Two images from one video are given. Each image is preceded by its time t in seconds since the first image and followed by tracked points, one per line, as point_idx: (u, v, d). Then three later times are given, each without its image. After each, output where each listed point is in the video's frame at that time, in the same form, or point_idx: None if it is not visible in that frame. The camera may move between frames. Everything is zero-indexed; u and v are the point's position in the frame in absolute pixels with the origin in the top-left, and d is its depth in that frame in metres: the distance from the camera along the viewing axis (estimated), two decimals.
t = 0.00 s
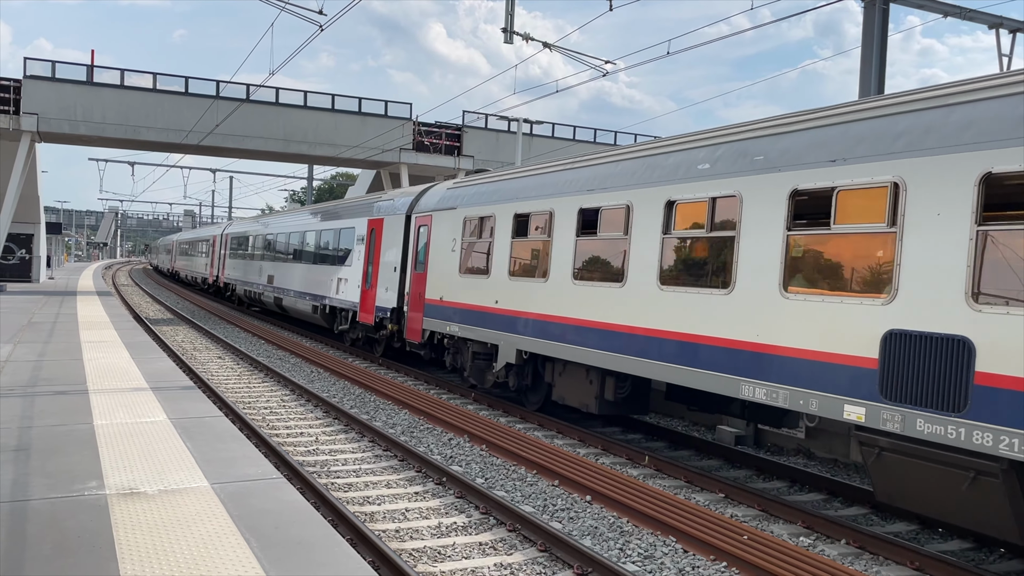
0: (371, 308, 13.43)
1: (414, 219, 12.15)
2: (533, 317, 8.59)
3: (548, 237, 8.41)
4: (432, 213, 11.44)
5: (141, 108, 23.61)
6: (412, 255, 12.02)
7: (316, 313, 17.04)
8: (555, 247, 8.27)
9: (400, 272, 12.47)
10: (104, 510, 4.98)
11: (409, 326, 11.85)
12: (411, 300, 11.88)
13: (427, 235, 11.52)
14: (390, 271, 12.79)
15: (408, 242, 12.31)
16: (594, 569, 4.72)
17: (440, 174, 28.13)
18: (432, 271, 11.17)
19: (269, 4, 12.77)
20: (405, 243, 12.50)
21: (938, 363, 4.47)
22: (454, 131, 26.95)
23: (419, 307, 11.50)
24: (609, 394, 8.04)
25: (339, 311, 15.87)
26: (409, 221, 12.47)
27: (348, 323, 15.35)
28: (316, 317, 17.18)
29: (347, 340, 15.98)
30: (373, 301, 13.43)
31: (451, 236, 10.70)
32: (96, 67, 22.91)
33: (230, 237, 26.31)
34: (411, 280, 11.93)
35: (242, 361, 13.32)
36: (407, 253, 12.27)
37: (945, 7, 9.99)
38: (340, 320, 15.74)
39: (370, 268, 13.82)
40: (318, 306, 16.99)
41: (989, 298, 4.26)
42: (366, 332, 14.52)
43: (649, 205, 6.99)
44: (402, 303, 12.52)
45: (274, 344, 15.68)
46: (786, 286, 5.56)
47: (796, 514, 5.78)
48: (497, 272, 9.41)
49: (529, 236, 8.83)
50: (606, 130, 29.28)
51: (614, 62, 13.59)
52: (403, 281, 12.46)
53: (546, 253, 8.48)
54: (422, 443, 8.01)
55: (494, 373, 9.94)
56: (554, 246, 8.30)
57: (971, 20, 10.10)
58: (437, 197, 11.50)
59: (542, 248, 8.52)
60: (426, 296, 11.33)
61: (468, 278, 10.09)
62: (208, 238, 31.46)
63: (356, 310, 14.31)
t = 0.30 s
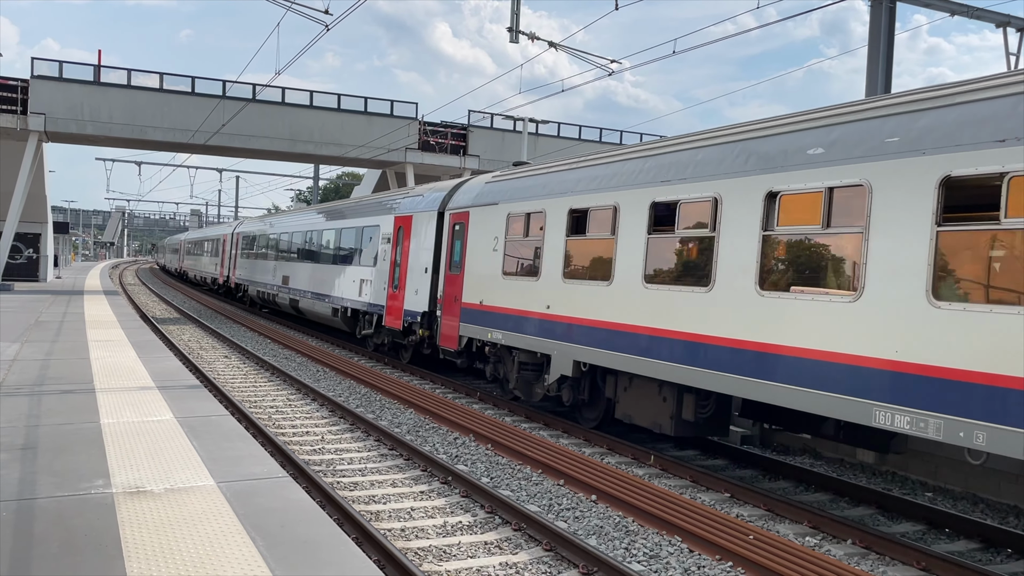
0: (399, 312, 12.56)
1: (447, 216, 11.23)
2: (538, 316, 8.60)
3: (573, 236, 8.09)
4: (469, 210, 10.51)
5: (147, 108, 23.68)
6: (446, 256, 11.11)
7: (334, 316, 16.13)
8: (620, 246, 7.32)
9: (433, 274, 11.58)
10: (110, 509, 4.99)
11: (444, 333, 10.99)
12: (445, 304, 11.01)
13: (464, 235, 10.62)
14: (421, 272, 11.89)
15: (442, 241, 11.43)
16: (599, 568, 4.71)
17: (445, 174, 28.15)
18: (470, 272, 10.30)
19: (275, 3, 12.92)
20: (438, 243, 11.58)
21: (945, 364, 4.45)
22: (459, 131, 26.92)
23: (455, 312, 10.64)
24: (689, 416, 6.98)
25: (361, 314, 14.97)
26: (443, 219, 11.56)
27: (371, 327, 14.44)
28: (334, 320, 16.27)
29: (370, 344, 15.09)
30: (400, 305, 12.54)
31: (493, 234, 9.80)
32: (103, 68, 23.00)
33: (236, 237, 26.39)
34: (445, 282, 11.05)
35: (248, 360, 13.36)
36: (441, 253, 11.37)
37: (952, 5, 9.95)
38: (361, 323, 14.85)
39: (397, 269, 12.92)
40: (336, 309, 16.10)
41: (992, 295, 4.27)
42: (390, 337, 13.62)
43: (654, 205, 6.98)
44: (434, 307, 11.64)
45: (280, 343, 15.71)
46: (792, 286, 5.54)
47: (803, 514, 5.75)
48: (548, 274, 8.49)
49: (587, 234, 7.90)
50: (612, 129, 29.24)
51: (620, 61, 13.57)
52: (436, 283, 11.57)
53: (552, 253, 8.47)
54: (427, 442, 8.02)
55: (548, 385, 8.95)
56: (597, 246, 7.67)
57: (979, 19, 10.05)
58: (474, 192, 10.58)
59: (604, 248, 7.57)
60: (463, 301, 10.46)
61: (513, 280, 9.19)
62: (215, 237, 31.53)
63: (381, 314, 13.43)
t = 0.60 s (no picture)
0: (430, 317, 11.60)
1: (487, 213, 10.23)
2: (543, 316, 8.60)
3: (578, 235, 8.08)
4: (512, 206, 9.52)
5: (153, 107, 23.74)
6: (486, 257, 10.13)
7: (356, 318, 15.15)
8: (703, 244, 6.35)
9: (470, 275, 10.58)
10: (116, 508, 5.01)
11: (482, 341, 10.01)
12: (484, 309, 10.05)
13: (507, 234, 9.64)
14: (455, 274, 10.92)
15: (480, 239, 10.41)
16: (604, 568, 4.70)
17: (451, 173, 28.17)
18: (513, 274, 9.35)
19: (281, 4, 12.38)
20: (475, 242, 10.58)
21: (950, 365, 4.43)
22: (464, 130, 26.95)
23: (497, 318, 9.66)
24: (796, 443, 5.94)
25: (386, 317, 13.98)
26: (481, 215, 10.53)
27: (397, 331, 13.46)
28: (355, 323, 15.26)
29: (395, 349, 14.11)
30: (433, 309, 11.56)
31: (541, 231, 8.82)
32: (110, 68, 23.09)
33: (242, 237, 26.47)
34: (484, 285, 10.08)
35: (254, 360, 13.39)
36: (479, 253, 10.38)
37: (959, 3, 9.90)
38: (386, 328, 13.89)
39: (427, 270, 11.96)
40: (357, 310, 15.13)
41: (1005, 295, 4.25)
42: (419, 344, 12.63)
43: (657, 204, 6.97)
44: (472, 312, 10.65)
45: (286, 343, 15.75)
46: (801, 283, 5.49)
47: (808, 514, 5.73)
48: (610, 275, 7.52)
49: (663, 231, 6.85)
50: (617, 129, 29.21)
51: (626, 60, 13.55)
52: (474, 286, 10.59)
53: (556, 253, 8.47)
54: (432, 441, 8.03)
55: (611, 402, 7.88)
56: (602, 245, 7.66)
57: (987, 17, 10.00)
58: (517, 186, 9.59)
59: (682, 248, 6.59)
60: (506, 307, 9.50)
61: (567, 282, 8.24)
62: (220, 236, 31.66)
63: (410, 318, 12.47)
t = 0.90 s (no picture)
0: (467, 323, 10.63)
1: (534, 209, 9.23)
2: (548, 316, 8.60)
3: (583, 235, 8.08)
4: (565, 201, 8.52)
5: (160, 108, 23.80)
6: (532, 258, 9.12)
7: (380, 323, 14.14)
8: (685, 246, 6.58)
9: (514, 278, 9.60)
10: (122, 507, 5.01)
11: (530, 352, 8.99)
12: (531, 315, 9.03)
13: (558, 231, 8.62)
14: (496, 276, 9.96)
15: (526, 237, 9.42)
16: (610, 569, 4.69)
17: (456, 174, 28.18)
18: (566, 276, 8.34)
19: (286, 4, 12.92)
20: (521, 242, 9.58)
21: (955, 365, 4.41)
22: (470, 130, 26.95)
23: (548, 326, 8.63)
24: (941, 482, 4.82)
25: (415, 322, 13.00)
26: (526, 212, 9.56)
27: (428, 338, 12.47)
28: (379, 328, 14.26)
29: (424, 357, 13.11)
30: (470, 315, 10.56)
31: (602, 228, 7.79)
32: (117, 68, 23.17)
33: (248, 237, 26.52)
34: (531, 289, 9.06)
35: (259, 360, 13.41)
36: (525, 253, 9.38)
37: (967, 3, 9.85)
38: (415, 334, 12.90)
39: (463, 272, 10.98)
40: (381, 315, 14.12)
41: (1005, 297, 4.21)
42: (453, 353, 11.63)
43: (662, 204, 6.94)
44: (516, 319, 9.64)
45: (292, 343, 15.76)
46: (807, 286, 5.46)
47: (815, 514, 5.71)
48: (663, 277, 6.84)
49: (677, 231, 6.70)
50: (623, 129, 29.17)
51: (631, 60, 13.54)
52: (518, 290, 9.62)
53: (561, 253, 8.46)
54: (438, 441, 8.02)
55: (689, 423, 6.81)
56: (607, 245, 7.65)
57: (995, 17, 9.95)
58: (570, 179, 8.60)
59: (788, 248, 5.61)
60: (558, 313, 8.46)
61: (634, 286, 7.24)
62: (226, 237, 31.73)
63: (444, 325, 11.49)
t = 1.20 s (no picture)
0: (509, 331, 9.67)
1: (591, 204, 8.24)
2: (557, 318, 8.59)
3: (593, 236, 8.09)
4: (630, 195, 7.51)
5: (165, 108, 23.85)
6: (592, 259, 8.11)
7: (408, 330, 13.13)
8: (792, 246, 5.63)
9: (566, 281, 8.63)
10: (127, 507, 5.02)
11: (586, 365, 8.00)
12: (590, 323, 8.00)
13: (623, 229, 7.59)
14: (543, 278, 8.99)
15: (580, 236, 8.45)
16: (614, 569, 4.68)
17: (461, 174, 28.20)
18: (632, 279, 7.32)
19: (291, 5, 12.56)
20: (575, 241, 8.63)
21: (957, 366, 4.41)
22: (475, 130, 27.00)
23: (612, 337, 7.56)
24: None
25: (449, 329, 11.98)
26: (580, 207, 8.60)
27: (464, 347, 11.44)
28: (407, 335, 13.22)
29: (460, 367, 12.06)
30: (514, 322, 9.57)
31: (678, 225, 6.77)
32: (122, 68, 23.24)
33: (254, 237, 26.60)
34: (587, 293, 8.10)
35: (265, 360, 13.44)
36: (580, 254, 8.36)
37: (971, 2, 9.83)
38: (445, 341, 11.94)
39: (504, 275, 10.02)
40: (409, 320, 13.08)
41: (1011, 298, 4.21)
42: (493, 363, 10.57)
43: (668, 203, 6.95)
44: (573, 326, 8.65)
45: (298, 343, 15.78)
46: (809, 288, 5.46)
47: (819, 515, 5.70)
48: (667, 278, 6.85)
49: (775, 228, 5.80)
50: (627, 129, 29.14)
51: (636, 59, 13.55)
52: (571, 294, 8.66)
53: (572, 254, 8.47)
54: (443, 441, 8.02)
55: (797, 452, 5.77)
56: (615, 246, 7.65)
57: (1001, 15, 9.91)
58: (633, 170, 7.63)
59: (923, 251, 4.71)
60: (621, 322, 7.45)
61: (721, 292, 6.22)
62: (232, 236, 31.82)
63: (482, 332, 10.51)
